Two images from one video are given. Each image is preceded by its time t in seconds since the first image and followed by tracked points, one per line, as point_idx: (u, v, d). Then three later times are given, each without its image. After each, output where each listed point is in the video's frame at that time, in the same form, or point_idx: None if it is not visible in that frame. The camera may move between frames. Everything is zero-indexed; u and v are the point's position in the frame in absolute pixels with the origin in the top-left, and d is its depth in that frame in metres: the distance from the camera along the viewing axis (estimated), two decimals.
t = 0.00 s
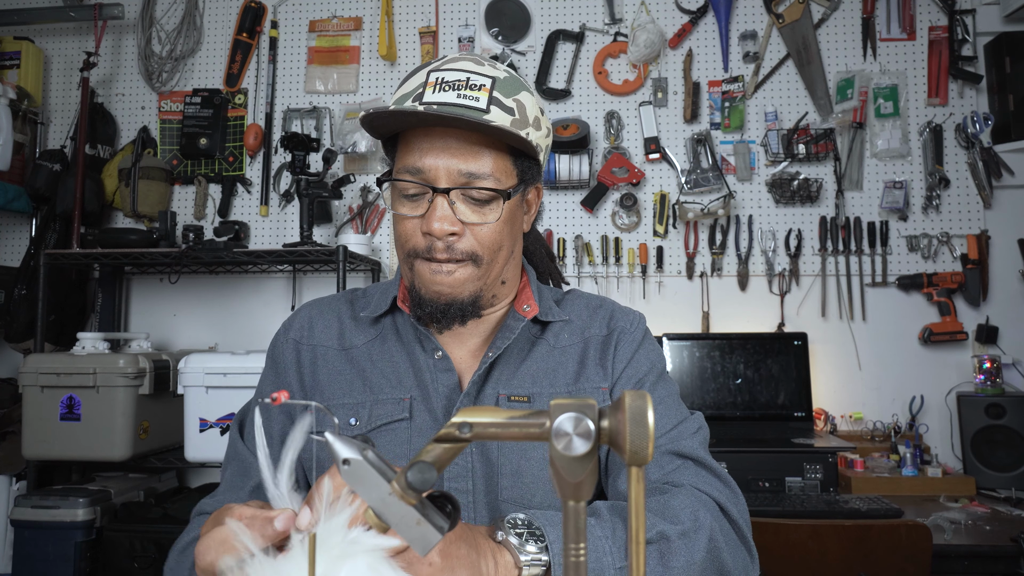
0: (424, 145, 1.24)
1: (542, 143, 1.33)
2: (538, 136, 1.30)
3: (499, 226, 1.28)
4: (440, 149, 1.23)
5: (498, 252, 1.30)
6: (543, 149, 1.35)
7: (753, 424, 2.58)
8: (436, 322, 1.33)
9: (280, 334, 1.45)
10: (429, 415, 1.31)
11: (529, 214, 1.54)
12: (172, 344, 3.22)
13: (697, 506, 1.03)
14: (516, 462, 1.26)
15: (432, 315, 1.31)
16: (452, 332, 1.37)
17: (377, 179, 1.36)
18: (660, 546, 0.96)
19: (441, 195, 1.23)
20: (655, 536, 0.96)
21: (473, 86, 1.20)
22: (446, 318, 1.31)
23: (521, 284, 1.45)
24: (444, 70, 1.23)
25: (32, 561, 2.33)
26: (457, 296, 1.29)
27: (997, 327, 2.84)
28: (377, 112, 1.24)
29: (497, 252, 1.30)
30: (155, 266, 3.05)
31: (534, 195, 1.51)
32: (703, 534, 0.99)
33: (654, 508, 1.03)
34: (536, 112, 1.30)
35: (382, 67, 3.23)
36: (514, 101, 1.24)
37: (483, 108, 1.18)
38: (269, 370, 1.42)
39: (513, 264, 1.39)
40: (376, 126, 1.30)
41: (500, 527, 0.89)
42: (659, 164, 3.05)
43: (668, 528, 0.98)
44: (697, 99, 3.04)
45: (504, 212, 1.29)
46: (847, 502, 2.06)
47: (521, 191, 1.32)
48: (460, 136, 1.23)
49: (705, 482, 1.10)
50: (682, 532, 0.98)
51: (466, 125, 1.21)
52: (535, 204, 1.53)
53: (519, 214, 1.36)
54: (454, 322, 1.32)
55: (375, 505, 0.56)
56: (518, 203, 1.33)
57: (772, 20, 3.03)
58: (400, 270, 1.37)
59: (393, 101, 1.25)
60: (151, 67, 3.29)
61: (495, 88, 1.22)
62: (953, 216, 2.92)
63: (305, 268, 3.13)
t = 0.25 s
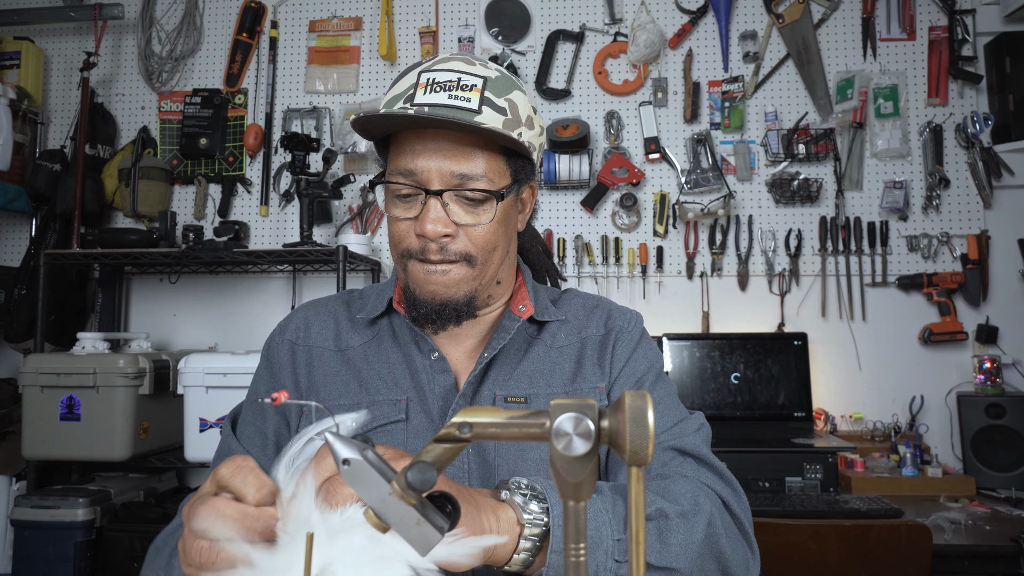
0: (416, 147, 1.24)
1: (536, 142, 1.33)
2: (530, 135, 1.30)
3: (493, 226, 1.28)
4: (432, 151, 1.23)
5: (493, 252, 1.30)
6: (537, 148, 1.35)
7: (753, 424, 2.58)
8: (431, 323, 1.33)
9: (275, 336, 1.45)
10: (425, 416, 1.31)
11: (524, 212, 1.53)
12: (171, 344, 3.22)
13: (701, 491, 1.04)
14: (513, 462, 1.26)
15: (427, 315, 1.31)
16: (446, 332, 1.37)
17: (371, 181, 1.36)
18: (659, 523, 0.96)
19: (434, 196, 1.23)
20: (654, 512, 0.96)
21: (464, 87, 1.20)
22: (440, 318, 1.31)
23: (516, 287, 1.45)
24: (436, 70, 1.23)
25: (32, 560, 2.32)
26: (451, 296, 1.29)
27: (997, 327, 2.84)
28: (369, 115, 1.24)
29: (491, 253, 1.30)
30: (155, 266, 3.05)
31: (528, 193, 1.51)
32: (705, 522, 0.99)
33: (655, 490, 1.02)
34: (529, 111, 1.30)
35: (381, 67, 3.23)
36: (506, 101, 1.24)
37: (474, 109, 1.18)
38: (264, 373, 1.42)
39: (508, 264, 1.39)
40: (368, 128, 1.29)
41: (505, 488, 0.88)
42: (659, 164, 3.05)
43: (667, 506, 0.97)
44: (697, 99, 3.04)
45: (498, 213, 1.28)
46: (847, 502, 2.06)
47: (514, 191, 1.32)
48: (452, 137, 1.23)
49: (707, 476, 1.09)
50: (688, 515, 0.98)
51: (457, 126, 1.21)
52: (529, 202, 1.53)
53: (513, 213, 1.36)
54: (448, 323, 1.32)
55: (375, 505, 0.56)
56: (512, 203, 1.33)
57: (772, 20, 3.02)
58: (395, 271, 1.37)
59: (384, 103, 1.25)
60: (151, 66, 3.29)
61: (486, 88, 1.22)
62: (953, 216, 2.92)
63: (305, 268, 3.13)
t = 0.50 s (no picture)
0: (411, 148, 1.24)
1: (532, 142, 1.33)
2: (526, 135, 1.30)
3: (489, 227, 1.28)
4: (427, 151, 1.23)
5: (489, 252, 1.30)
6: (533, 147, 1.35)
7: (752, 424, 2.58)
8: (428, 323, 1.32)
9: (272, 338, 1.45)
10: (424, 418, 1.31)
11: (521, 212, 1.53)
12: (171, 344, 3.22)
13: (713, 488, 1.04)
14: (512, 464, 1.26)
15: (423, 317, 1.31)
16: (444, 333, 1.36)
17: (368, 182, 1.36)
18: (674, 526, 0.95)
19: (430, 197, 1.23)
20: (668, 515, 0.95)
21: (459, 87, 1.20)
22: (437, 319, 1.31)
23: (514, 285, 1.46)
24: (430, 71, 1.22)
25: (32, 561, 2.32)
26: (448, 297, 1.29)
27: (997, 327, 2.84)
28: (364, 117, 1.24)
29: (488, 254, 1.30)
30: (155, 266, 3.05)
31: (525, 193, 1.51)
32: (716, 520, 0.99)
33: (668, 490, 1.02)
34: (525, 110, 1.30)
35: (381, 67, 3.23)
36: (501, 101, 1.24)
37: (470, 110, 1.18)
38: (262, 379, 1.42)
39: (505, 265, 1.39)
40: (363, 130, 1.29)
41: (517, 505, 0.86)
42: (659, 164, 3.05)
43: (680, 507, 0.97)
44: (697, 99, 3.04)
45: (493, 213, 1.29)
46: (847, 502, 2.06)
47: (510, 191, 1.32)
48: (447, 138, 1.23)
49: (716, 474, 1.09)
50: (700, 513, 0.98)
51: (452, 127, 1.20)
52: (527, 202, 1.53)
53: (510, 214, 1.36)
54: (444, 324, 1.32)
55: (375, 505, 0.56)
56: (508, 203, 1.33)
57: (772, 20, 3.03)
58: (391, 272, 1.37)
59: (379, 104, 1.25)
60: (151, 66, 3.29)
61: (481, 88, 1.22)
62: (953, 216, 2.92)
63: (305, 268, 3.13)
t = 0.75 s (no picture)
0: (416, 147, 1.24)
1: (536, 143, 1.33)
2: (531, 136, 1.30)
3: (494, 227, 1.28)
4: (432, 151, 1.23)
5: (494, 252, 1.30)
6: (537, 149, 1.35)
7: (753, 424, 2.58)
8: (430, 323, 1.32)
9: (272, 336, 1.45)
10: (425, 417, 1.31)
11: (524, 213, 1.53)
12: (172, 344, 3.22)
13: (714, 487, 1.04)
14: (514, 463, 1.26)
15: (426, 317, 1.31)
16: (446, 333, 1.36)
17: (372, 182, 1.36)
18: (677, 527, 0.97)
19: (435, 197, 1.23)
20: (672, 516, 0.97)
21: (464, 86, 1.20)
22: (440, 319, 1.31)
23: (517, 286, 1.45)
24: (435, 70, 1.22)
25: (32, 560, 2.32)
26: (452, 296, 1.29)
27: (997, 327, 2.84)
28: (369, 116, 1.24)
29: (491, 254, 1.30)
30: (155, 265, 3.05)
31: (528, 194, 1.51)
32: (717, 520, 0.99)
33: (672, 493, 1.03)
34: (529, 111, 1.30)
35: (381, 67, 3.23)
36: (506, 101, 1.24)
37: (475, 109, 1.18)
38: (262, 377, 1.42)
39: (508, 265, 1.39)
40: (367, 130, 1.29)
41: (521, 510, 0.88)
42: (659, 164, 3.05)
43: (683, 508, 0.98)
44: (697, 99, 3.04)
45: (499, 214, 1.29)
46: (847, 502, 2.05)
47: (515, 192, 1.32)
48: (452, 137, 1.23)
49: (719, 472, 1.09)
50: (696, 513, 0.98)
51: (457, 127, 1.20)
52: (530, 203, 1.53)
53: (514, 214, 1.36)
54: (448, 324, 1.32)
55: (375, 505, 0.56)
56: (513, 204, 1.33)
57: (772, 20, 3.02)
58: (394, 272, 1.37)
59: (384, 103, 1.25)
60: (151, 66, 3.29)
61: (487, 88, 1.22)
62: (953, 216, 2.92)
63: (305, 269, 3.13)
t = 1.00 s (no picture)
0: (408, 150, 1.24)
1: (528, 135, 1.33)
2: (522, 128, 1.30)
3: (491, 226, 1.28)
4: (424, 152, 1.23)
5: (494, 252, 1.30)
6: (529, 140, 1.35)
7: (753, 424, 2.58)
8: (440, 327, 1.32)
9: (281, 329, 1.44)
10: (432, 420, 1.31)
11: (523, 206, 1.53)
12: (172, 344, 3.22)
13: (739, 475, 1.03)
14: (521, 464, 1.26)
15: (434, 323, 1.31)
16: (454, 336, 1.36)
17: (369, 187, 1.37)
18: (706, 508, 0.95)
19: (430, 200, 1.23)
20: (701, 497, 0.95)
21: (452, 84, 1.20)
22: (448, 324, 1.31)
23: (520, 282, 1.45)
24: (420, 71, 1.23)
25: (32, 560, 2.33)
26: (456, 299, 1.28)
27: (997, 327, 2.85)
28: (356, 124, 1.25)
29: (492, 253, 1.29)
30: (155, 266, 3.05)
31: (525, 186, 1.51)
32: (737, 506, 0.97)
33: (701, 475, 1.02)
34: (519, 104, 1.30)
35: (381, 67, 3.23)
36: (494, 95, 1.24)
37: (463, 106, 1.18)
38: (271, 365, 1.40)
39: (510, 261, 1.39)
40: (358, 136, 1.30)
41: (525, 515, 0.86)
42: (659, 164, 3.05)
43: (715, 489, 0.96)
44: (697, 99, 3.04)
45: (495, 210, 1.28)
46: (847, 502, 2.05)
47: (510, 185, 1.32)
48: (441, 137, 1.23)
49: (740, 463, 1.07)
50: (723, 497, 0.96)
51: (446, 126, 1.21)
52: (527, 195, 1.53)
53: (512, 209, 1.36)
54: (456, 328, 1.32)
55: (375, 505, 0.56)
56: (509, 198, 1.33)
57: (772, 20, 3.02)
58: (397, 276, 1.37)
59: (370, 109, 1.26)
60: (151, 66, 3.29)
61: (473, 84, 1.22)
62: (953, 216, 2.92)
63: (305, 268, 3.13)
